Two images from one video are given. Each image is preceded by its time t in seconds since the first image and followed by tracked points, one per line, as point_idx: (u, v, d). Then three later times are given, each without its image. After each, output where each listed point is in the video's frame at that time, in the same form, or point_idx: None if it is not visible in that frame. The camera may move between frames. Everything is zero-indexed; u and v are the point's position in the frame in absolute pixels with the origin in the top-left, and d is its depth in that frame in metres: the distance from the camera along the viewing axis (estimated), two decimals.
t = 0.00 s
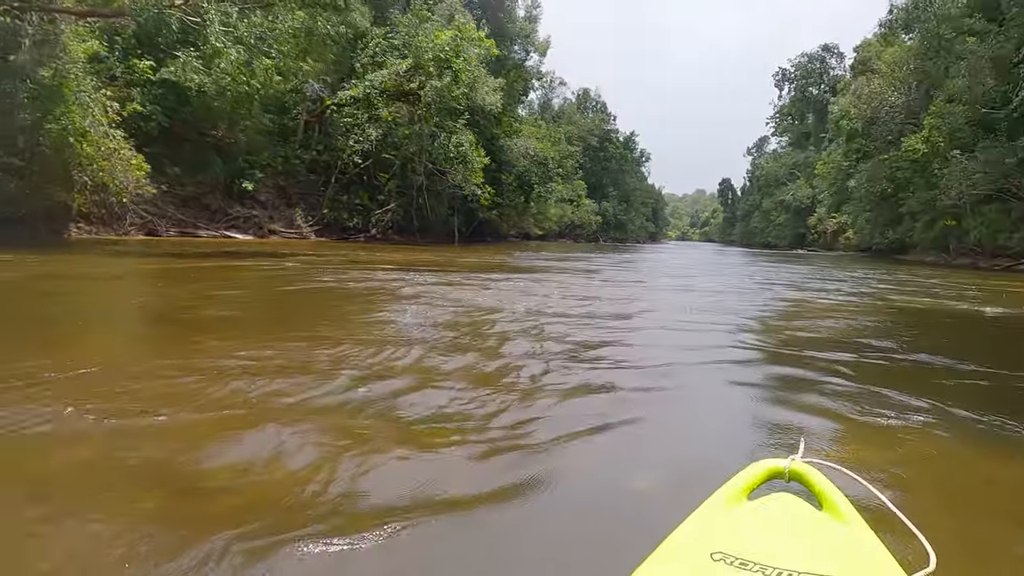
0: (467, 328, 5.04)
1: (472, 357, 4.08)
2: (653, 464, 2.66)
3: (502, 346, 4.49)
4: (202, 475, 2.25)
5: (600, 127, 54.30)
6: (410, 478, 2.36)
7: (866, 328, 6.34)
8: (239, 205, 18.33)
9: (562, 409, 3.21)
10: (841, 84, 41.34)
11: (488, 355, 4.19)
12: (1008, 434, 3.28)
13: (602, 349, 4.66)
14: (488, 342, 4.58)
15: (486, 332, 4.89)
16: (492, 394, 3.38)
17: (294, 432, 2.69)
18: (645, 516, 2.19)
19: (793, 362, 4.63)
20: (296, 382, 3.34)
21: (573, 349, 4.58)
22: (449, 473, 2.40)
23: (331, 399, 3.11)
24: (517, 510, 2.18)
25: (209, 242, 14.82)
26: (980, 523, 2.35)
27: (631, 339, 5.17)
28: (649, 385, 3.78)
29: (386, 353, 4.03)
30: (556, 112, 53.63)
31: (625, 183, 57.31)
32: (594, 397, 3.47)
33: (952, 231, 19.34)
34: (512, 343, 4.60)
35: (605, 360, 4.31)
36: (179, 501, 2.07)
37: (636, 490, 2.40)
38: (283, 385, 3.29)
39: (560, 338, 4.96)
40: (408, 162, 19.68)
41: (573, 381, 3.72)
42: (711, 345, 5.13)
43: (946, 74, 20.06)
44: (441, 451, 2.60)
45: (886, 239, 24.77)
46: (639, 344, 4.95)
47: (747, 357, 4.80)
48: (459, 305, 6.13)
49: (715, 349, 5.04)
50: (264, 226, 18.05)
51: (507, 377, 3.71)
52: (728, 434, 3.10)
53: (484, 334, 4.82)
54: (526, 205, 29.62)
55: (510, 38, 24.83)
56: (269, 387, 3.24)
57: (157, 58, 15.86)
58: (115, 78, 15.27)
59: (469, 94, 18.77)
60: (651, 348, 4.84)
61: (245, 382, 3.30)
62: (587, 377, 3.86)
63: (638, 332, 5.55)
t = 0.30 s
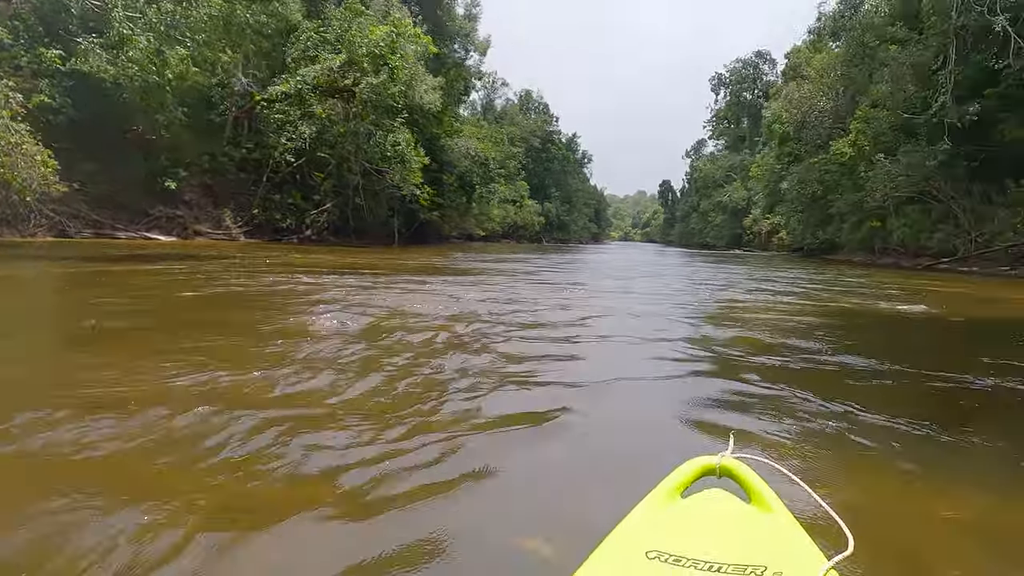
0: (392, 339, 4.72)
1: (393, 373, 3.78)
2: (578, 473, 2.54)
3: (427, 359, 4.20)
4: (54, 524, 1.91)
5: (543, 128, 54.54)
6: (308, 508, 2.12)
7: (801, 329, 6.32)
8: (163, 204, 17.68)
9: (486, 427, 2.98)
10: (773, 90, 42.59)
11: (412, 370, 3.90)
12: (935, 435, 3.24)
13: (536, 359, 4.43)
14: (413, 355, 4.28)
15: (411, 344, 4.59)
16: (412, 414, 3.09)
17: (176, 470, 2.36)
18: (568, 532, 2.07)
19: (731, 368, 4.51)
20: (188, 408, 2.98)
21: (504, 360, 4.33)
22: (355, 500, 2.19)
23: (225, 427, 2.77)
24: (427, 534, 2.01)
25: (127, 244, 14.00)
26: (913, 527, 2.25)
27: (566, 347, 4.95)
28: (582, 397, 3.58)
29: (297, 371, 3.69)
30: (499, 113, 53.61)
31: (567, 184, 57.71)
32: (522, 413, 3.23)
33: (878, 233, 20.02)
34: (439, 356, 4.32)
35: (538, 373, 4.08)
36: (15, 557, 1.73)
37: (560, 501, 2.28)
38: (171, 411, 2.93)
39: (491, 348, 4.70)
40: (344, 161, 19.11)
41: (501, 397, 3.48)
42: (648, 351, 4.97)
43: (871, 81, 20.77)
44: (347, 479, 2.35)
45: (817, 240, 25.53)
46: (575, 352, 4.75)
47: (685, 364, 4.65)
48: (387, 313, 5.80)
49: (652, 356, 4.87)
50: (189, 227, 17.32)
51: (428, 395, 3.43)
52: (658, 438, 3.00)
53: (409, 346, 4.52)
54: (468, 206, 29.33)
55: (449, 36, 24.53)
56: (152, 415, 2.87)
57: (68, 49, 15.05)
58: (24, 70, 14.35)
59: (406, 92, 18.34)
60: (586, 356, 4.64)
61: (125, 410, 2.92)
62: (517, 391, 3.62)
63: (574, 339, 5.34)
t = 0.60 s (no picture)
0: (314, 353, 4.37)
1: (309, 392, 3.45)
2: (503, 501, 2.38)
3: (350, 375, 3.87)
4: None
5: (486, 130, 54.37)
6: (199, 557, 1.85)
7: (739, 333, 6.26)
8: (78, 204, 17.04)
9: (411, 453, 2.73)
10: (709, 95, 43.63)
11: (332, 388, 3.58)
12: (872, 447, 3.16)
13: (469, 372, 4.17)
14: (336, 370, 3.95)
15: (334, 358, 4.26)
16: (327, 441, 2.79)
17: (16, 526, 1.96)
18: (492, 562, 1.94)
19: (671, 377, 4.36)
20: (51, 444, 2.56)
21: (435, 374, 4.05)
22: (254, 540, 1.96)
23: (102, 464, 2.41)
24: (333, 574, 1.82)
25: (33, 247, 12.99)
26: (848, 558, 2.14)
27: (502, 357, 4.70)
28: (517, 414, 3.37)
29: (195, 393, 3.29)
30: (441, 114, 53.11)
31: (511, 186, 57.64)
32: (452, 436, 2.98)
33: (809, 235, 20.59)
34: (363, 370, 4.00)
35: (471, 387, 3.82)
36: None
37: (481, 530, 2.15)
38: (40, 446, 2.53)
39: (421, 361, 4.41)
40: (276, 160, 18.36)
41: (425, 418, 3.18)
42: (586, 361, 4.78)
43: (801, 87, 21.40)
44: (248, 518, 2.08)
45: (752, 242, 26.15)
46: (510, 363, 4.51)
47: (625, 374, 4.46)
48: (311, 323, 5.42)
49: (591, 365, 4.68)
50: (105, 228, 16.40)
51: (346, 416, 3.13)
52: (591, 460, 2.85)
53: (331, 360, 4.19)
54: (409, 207, 28.76)
55: (387, 35, 23.98)
56: (14, 452, 2.47)
57: None
58: None
59: (341, 90, 17.74)
60: (523, 367, 4.41)
61: None
62: (446, 411, 3.35)
63: (511, 348, 5.10)
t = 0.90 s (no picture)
0: (224, 370, 4.02)
1: (212, 415, 3.14)
2: (428, 521, 2.27)
3: (263, 395, 3.56)
4: None
5: (423, 132, 53.70)
6: None
7: (673, 337, 6.20)
8: None
9: (323, 480, 2.52)
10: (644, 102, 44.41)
11: (239, 410, 3.27)
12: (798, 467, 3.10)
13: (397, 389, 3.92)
14: (247, 389, 3.64)
15: (246, 374, 3.93)
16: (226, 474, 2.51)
17: None
18: None
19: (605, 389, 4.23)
20: None
21: (356, 392, 3.78)
22: None
23: None
24: None
25: None
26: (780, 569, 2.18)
27: (431, 370, 4.45)
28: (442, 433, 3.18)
29: (76, 422, 2.90)
30: (377, 115, 52.12)
31: (448, 188, 57.10)
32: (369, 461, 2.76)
33: (739, 239, 21.02)
34: (277, 389, 3.69)
35: (396, 405, 3.58)
36: None
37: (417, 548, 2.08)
38: None
39: (343, 376, 4.13)
40: (197, 157, 17.41)
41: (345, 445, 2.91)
42: (521, 373, 4.59)
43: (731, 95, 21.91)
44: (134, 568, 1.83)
45: (685, 247, 26.59)
46: (442, 377, 4.29)
47: (559, 386, 4.29)
48: (227, 336, 5.04)
49: (525, 377, 4.49)
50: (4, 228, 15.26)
51: (253, 441, 2.85)
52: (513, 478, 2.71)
53: (242, 378, 3.86)
54: (341, 208, 27.94)
55: (318, 30, 23.21)
56: None
57: None
58: None
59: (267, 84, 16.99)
60: (453, 382, 4.19)
61: None
62: (365, 432, 3.10)
63: (442, 359, 4.87)
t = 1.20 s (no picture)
0: (121, 395, 3.58)
1: (87, 452, 2.72)
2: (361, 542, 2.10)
3: (160, 423, 3.16)
4: None
5: (365, 132, 52.72)
6: None
7: (616, 344, 5.99)
8: None
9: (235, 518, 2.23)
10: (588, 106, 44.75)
11: (124, 443, 2.86)
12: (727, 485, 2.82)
13: (316, 408, 3.56)
14: (139, 417, 3.22)
15: (141, 399, 3.49)
16: (79, 523, 2.12)
17: None
18: None
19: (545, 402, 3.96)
20: None
21: (268, 413, 3.41)
22: None
23: None
24: None
25: None
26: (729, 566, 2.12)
27: (357, 386, 4.10)
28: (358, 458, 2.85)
29: None
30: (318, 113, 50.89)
31: (392, 190, 56.20)
32: (277, 492, 2.45)
33: (680, 243, 21.19)
34: (175, 415, 3.29)
35: (313, 428, 3.23)
36: None
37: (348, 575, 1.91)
38: None
39: (256, 395, 3.74)
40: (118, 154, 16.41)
41: (265, 477, 2.58)
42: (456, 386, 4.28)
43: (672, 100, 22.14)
44: None
45: (628, 250, 26.73)
46: (368, 393, 3.94)
47: (497, 400, 4.00)
48: (130, 353, 4.56)
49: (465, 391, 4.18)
50: None
51: (139, 480, 2.48)
52: (424, 507, 2.39)
53: (135, 404, 3.43)
54: (279, 208, 26.97)
55: (251, 24, 22.29)
56: None
57: None
58: None
59: (194, 77, 16.19)
60: (381, 398, 3.86)
61: None
62: (268, 462, 2.74)
63: (371, 372, 4.52)
